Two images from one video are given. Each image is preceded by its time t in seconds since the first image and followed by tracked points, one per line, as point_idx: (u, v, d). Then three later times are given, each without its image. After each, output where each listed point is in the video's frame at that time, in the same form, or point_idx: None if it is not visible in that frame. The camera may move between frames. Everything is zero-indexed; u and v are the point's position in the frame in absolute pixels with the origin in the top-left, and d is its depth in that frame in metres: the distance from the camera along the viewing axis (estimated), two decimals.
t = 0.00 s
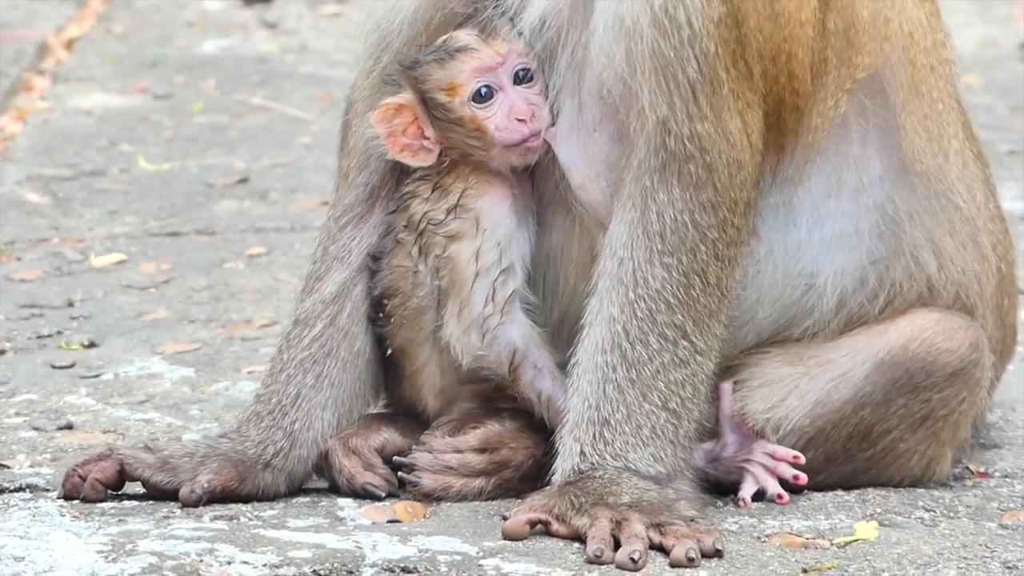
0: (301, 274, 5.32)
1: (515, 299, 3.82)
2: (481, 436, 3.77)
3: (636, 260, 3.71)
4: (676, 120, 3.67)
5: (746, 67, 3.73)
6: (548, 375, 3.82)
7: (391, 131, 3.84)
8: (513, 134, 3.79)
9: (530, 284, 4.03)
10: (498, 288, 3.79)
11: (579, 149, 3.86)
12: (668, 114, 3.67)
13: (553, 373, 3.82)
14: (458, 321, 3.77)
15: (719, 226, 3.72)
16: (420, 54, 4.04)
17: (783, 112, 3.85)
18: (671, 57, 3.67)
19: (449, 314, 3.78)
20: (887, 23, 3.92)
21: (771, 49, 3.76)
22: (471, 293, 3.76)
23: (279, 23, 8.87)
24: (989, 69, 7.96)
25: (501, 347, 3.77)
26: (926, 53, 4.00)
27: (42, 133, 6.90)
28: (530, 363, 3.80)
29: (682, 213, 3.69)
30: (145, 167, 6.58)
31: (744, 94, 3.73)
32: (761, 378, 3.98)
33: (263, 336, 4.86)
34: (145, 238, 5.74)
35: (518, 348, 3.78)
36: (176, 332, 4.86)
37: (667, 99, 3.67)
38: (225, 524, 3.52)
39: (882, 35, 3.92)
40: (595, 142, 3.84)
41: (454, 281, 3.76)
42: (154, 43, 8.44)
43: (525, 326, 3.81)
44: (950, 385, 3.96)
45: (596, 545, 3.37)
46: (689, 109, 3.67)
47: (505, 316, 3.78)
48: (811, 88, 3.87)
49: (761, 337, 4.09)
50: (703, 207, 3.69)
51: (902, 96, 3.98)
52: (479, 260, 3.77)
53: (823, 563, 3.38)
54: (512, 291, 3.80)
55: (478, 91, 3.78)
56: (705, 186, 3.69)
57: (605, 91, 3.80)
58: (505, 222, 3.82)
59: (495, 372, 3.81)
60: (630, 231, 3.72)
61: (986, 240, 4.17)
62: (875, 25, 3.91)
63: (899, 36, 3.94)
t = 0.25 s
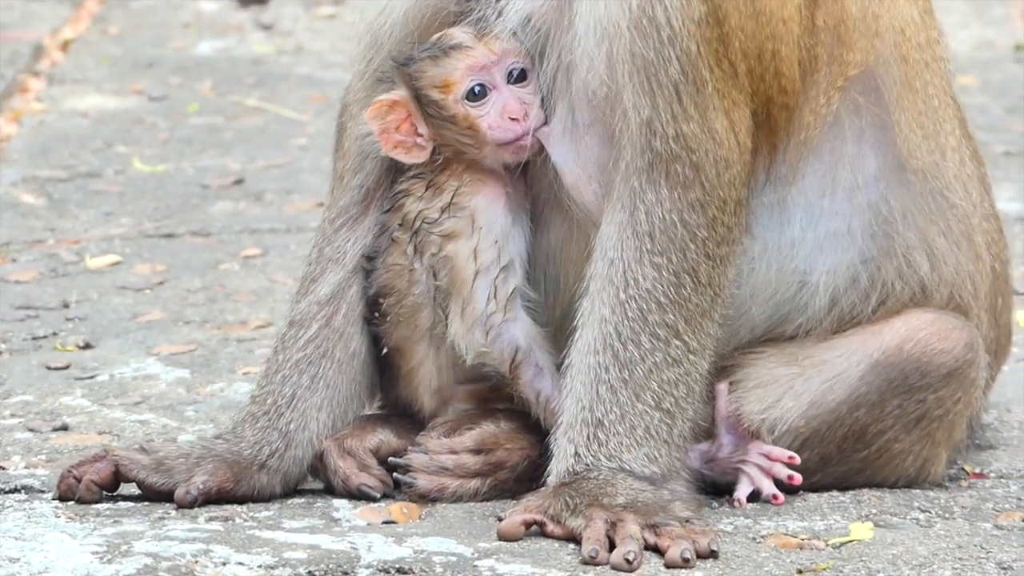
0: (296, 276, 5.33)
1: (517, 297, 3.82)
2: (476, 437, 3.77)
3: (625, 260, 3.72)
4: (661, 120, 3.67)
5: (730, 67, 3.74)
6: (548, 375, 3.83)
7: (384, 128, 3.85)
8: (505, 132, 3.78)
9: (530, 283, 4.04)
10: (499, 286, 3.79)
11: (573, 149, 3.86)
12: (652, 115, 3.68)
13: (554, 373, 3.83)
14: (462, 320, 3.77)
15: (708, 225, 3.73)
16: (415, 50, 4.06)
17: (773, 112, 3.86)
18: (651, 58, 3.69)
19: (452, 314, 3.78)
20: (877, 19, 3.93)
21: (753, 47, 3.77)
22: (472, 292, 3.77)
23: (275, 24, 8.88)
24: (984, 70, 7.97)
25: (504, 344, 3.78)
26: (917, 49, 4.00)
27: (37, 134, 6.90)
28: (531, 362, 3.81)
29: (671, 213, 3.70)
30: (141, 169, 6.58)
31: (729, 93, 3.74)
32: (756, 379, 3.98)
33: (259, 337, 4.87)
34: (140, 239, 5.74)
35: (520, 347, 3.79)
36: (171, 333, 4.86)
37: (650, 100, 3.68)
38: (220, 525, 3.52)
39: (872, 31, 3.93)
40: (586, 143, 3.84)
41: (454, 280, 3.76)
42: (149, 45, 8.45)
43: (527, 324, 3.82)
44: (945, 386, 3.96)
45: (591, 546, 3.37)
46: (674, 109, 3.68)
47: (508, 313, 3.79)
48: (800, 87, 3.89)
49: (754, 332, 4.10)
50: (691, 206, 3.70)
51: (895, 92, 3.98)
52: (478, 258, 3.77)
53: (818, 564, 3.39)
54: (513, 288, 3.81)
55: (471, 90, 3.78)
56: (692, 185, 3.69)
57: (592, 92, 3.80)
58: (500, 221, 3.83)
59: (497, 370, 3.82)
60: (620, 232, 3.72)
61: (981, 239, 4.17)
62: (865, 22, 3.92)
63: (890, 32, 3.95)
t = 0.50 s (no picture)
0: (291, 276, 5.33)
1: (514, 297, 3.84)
2: (470, 437, 3.77)
3: (619, 260, 3.73)
4: (652, 121, 3.68)
5: (721, 68, 3.74)
6: (546, 376, 3.86)
7: (377, 129, 3.85)
8: (500, 134, 3.82)
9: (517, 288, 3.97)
10: (497, 286, 3.81)
11: (562, 152, 3.87)
12: (643, 116, 3.68)
13: (551, 373, 3.86)
14: (461, 322, 3.79)
15: (701, 225, 3.73)
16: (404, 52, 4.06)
17: (763, 112, 3.88)
18: (640, 58, 3.70)
19: (451, 317, 3.80)
20: (865, 21, 3.93)
21: (743, 48, 3.77)
22: (470, 293, 3.79)
23: (270, 25, 8.88)
24: (979, 71, 7.98)
25: (504, 344, 3.81)
26: (906, 50, 3.99)
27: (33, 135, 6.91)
28: (530, 363, 3.84)
29: (664, 212, 3.70)
30: (135, 170, 6.58)
31: (719, 93, 3.74)
32: (750, 380, 3.98)
33: (254, 338, 4.87)
34: (135, 240, 5.75)
35: (519, 347, 3.82)
36: (166, 334, 4.86)
37: (641, 101, 3.69)
38: (215, 525, 3.53)
39: (860, 32, 3.93)
40: (575, 146, 3.85)
41: (450, 282, 3.78)
42: (144, 46, 8.45)
43: (526, 324, 3.85)
44: (939, 387, 3.98)
45: (585, 546, 3.38)
46: (665, 110, 3.68)
47: (506, 313, 3.81)
48: (789, 88, 3.89)
49: (746, 337, 4.11)
50: (683, 206, 3.70)
51: (884, 94, 3.99)
52: (475, 259, 3.79)
53: (812, 564, 3.40)
54: (511, 289, 3.82)
55: (467, 92, 3.79)
56: (684, 185, 3.70)
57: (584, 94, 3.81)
58: (496, 222, 3.83)
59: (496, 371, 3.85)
60: (613, 233, 3.74)
61: (976, 240, 4.16)
62: (853, 22, 3.92)
63: (879, 33, 3.94)
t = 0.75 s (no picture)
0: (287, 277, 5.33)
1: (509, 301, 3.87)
2: (466, 439, 3.77)
3: (616, 261, 3.73)
4: (651, 123, 3.68)
5: (719, 69, 3.75)
6: (543, 380, 3.88)
7: (370, 135, 3.87)
8: (492, 140, 3.81)
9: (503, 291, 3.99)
10: (492, 291, 3.83)
11: (551, 155, 3.87)
12: (642, 118, 3.69)
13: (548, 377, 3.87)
14: (457, 327, 3.81)
15: (698, 226, 3.73)
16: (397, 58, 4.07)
17: (760, 114, 3.88)
18: (641, 61, 3.69)
19: (446, 323, 3.81)
20: (860, 24, 3.93)
21: (742, 50, 3.78)
22: (465, 298, 3.80)
23: (265, 26, 8.88)
24: (975, 71, 7.99)
25: (500, 349, 3.83)
26: (903, 53, 3.99)
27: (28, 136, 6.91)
28: (526, 367, 3.86)
29: (662, 214, 3.70)
30: (131, 170, 6.58)
31: (718, 95, 3.75)
32: (745, 380, 3.99)
33: (249, 339, 4.88)
34: (130, 241, 5.75)
35: (516, 351, 3.84)
36: (162, 335, 4.87)
37: (639, 103, 3.69)
38: (210, 526, 3.53)
39: (854, 35, 3.93)
40: (568, 150, 3.85)
41: (444, 288, 3.80)
42: (140, 46, 8.45)
43: (522, 328, 3.86)
44: (934, 387, 3.98)
45: (581, 547, 3.38)
46: (664, 112, 3.69)
47: (502, 318, 3.83)
48: (784, 91, 3.90)
49: (739, 340, 4.10)
50: (681, 208, 3.71)
51: (877, 98, 3.99)
52: (469, 265, 3.81)
53: (808, 565, 3.40)
54: (506, 294, 3.86)
55: (459, 97, 3.80)
56: (682, 187, 3.70)
57: (582, 97, 3.82)
58: (489, 227, 3.86)
59: (492, 376, 3.86)
60: (611, 233, 3.73)
61: (968, 240, 4.17)
62: (848, 25, 3.93)
63: (874, 36, 3.95)
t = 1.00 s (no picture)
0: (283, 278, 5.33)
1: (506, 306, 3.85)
2: (462, 440, 3.78)
3: (615, 262, 3.73)
4: (653, 126, 3.69)
5: (720, 73, 3.75)
6: (541, 385, 3.86)
7: (365, 139, 3.85)
8: (488, 146, 3.80)
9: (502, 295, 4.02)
10: (488, 298, 3.82)
11: (551, 160, 3.86)
12: (644, 121, 3.69)
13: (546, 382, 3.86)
14: (454, 334, 3.80)
15: (697, 230, 3.74)
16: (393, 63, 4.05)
17: (759, 118, 3.87)
18: (646, 66, 3.70)
19: (444, 328, 3.80)
20: (858, 29, 3.93)
21: (744, 54, 3.78)
22: (462, 304, 3.79)
23: (261, 27, 8.89)
24: (970, 71, 8.01)
25: (497, 356, 3.81)
26: (899, 57, 4.01)
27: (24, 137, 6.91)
28: (523, 373, 3.84)
29: (662, 216, 3.71)
30: (127, 171, 6.58)
31: (720, 99, 3.75)
32: (741, 380, 3.98)
33: (246, 340, 4.88)
34: (127, 242, 5.74)
35: (514, 357, 3.83)
36: (158, 336, 4.87)
37: (641, 106, 3.69)
38: (207, 528, 3.53)
39: (852, 40, 3.93)
40: (569, 153, 3.85)
41: (440, 293, 3.78)
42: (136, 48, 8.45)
43: (518, 333, 3.85)
44: (930, 386, 3.98)
45: (578, 547, 3.38)
46: (666, 116, 3.69)
47: (499, 324, 3.82)
48: (782, 94, 3.89)
49: (736, 339, 4.10)
50: (681, 211, 3.71)
51: (875, 101, 3.99)
52: (465, 270, 3.79)
53: (805, 565, 3.40)
54: (502, 300, 3.83)
55: (454, 103, 3.79)
56: (683, 190, 3.71)
57: (580, 100, 3.81)
58: (484, 233, 3.84)
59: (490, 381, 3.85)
60: (610, 235, 3.73)
61: (964, 241, 4.19)
62: (845, 30, 3.92)
63: (872, 42, 3.95)
